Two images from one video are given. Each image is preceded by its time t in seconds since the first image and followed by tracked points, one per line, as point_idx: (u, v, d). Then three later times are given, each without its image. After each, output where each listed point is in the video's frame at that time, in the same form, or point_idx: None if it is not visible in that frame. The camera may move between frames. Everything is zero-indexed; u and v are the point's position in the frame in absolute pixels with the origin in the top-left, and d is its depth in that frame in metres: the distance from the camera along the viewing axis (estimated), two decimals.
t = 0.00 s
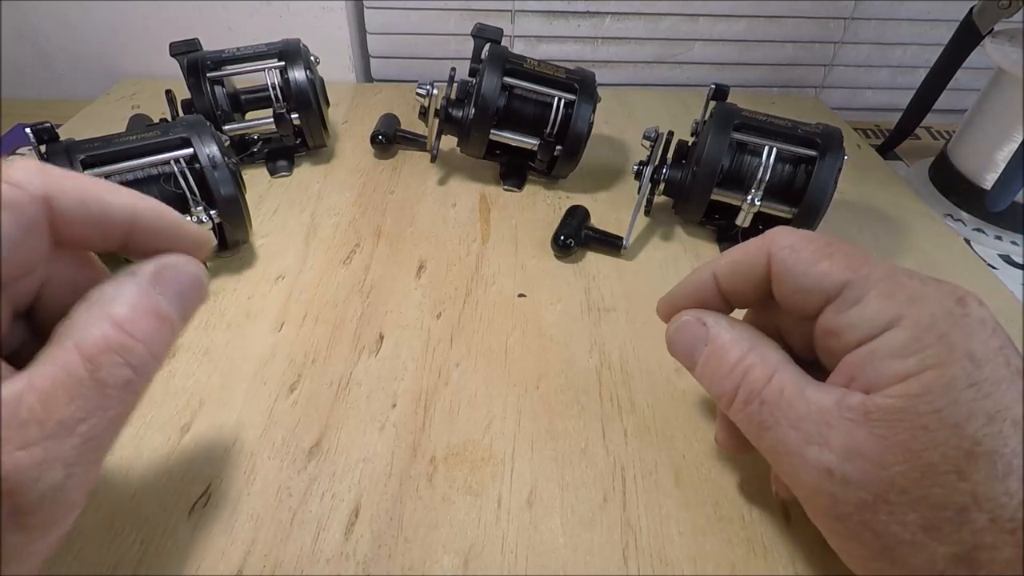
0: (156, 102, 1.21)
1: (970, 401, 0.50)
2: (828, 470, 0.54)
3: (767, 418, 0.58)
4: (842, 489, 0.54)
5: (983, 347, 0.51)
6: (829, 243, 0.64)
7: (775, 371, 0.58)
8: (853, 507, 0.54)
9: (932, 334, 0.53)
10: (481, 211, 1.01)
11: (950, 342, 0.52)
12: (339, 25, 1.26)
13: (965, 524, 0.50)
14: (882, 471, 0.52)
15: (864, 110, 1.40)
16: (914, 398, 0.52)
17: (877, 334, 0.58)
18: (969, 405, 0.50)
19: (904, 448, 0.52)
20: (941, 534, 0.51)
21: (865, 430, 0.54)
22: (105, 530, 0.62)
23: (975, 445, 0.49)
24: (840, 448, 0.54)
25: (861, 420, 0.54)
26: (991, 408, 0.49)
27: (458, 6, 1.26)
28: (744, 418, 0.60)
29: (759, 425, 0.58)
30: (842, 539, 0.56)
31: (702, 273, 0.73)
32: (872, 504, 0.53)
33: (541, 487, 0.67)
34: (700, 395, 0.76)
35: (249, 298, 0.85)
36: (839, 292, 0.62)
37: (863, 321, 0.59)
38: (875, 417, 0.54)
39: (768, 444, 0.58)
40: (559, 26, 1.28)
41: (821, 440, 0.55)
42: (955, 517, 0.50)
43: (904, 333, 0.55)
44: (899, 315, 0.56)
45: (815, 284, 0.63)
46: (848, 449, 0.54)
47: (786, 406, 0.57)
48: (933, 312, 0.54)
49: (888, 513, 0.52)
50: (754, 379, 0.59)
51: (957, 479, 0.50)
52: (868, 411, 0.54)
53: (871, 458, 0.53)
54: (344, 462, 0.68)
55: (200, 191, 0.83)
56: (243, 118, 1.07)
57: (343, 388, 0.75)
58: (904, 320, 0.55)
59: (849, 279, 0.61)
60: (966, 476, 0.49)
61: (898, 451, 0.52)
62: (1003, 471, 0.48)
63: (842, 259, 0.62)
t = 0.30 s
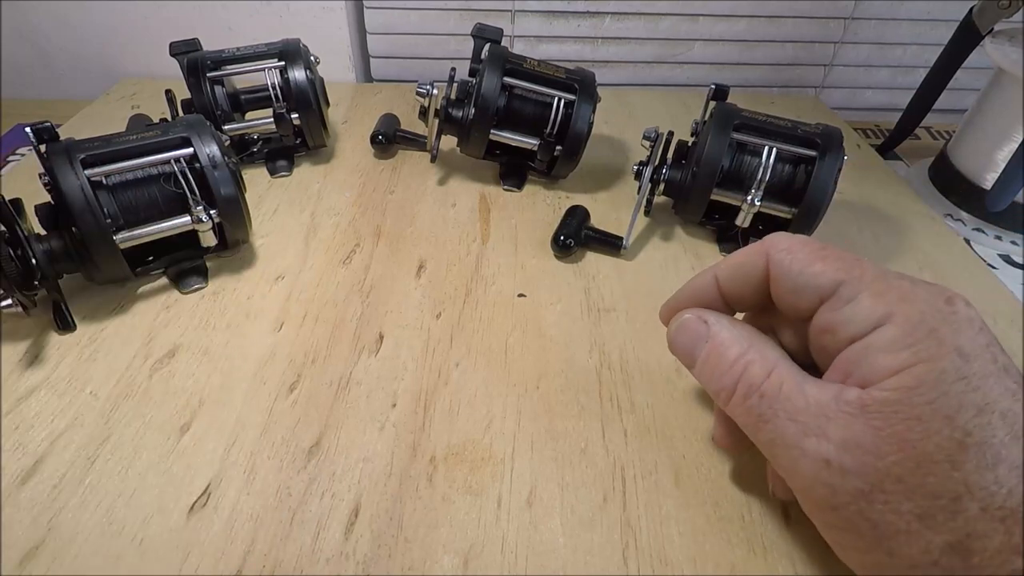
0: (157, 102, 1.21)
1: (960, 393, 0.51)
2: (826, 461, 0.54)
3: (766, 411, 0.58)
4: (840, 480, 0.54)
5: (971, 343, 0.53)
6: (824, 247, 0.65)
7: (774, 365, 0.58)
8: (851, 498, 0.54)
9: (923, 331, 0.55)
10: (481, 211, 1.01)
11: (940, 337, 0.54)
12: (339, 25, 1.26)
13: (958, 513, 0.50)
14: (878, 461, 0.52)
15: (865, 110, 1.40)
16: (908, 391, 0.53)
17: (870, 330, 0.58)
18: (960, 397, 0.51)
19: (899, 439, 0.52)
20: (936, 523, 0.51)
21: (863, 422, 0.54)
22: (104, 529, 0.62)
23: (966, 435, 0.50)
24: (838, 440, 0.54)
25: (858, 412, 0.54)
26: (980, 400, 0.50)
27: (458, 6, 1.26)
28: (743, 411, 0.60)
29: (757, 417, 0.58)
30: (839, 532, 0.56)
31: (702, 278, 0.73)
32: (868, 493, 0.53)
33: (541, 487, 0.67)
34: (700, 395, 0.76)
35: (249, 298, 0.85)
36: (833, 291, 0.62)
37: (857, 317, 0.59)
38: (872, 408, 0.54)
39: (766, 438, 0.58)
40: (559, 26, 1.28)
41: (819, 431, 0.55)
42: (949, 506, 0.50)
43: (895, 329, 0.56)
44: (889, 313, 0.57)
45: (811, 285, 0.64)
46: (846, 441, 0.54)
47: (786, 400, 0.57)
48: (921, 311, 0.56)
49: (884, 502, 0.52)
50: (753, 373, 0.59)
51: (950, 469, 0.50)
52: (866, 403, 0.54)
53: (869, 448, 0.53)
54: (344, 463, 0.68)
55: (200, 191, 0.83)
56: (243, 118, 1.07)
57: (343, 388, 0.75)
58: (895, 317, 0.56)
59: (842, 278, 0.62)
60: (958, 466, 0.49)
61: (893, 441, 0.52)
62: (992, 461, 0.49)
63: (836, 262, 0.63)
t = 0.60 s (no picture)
0: (157, 102, 1.21)
1: (958, 392, 0.50)
2: (825, 459, 0.54)
3: (765, 410, 0.58)
4: (839, 478, 0.54)
5: (968, 342, 0.53)
6: (822, 247, 0.65)
7: (773, 364, 0.58)
8: (850, 496, 0.54)
9: (919, 329, 0.54)
10: (481, 211, 1.01)
11: (938, 335, 0.53)
12: (339, 25, 1.26)
13: (956, 510, 0.50)
14: (877, 459, 0.52)
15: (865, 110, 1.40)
16: (907, 389, 0.53)
17: (867, 330, 0.58)
18: (957, 396, 0.50)
19: (898, 437, 0.52)
20: (934, 521, 0.51)
21: (861, 420, 0.54)
22: (105, 529, 0.62)
23: (964, 433, 0.49)
24: (836, 438, 0.54)
25: (857, 410, 0.54)
26: (977, 398, 0.49)
27: (458, 6, 1.26)
28: (742, 410, 0.60)
29: (756, 417, 0.58)
30: (838, 530, 0.56)
31: (701, 280, 0.73)
32: (867, 491, 0.53)
33: (541, 487, 0.67)
34: (700, 395, 0.76)
35: (249, 298, 0.85)
36: (831, 291, 0.62)
37: (855, 317, 0.59)
38: (870, 407, 0.54)
39: (765, 437, 0.58)
40: (559, 26, 1.28)
41: (818, 430, 0.55)
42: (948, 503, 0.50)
43: (893, 328, 0.56)
44: (886, 312, 0.57)
45: (809, 286, 0.64)
46: (845, 439, 0.54)
47: (785, 398, 0.57)
48: (919, 309, 0.56)
49: (883, 500, 0.52)
50: (753, 372, 0.59)
51: (948, 466, 0.50)
52: (864, 402, 0.54)
53: (867, 446, 0.53)
54: (344, 462, 0.68)
55: (200, 191, 0.83)
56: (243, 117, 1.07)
57: (343, 388, 0.75)
58: (892, 316, 0.56)
59: (840, 278, 0.62)
60: (957, 463, 0.49)
61: (892, 439, 0.52)
62: (989, 458, 0.48)
63: (833, 262, 0.63)
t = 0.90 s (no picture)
0: (157, 102, 1.21)
1: (953, 392, 0.51)
2: (822, 459, 0.54)
3: (763, 411, 0.58)
4: (836, 478, 0.54)
5: (963, 342, 0.54)
6: (818, 250, 0.66)
7: (771, 365, 0.58)
8: (847, 496, 0.54)
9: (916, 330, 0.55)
10: (481, 211, 1.01)
11: (932, 335, 0.54)
12: (339, 25, 1.26)
13: (954, 509, 0.50)
14: (874, 459, 0.52)
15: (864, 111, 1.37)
16: (902, 389, 0.53)
17: (864, 330, 0.58)
18: (953, 396, 0.51)
19: (894, 437, 0.52)
20: (931, 520, 0.51)
21: (858, 420, 0.54)
22: (105, 530, 0.62)
23: (960, 432, 0.50)
24: (833, 438, 0.54)
25: (853, 411, 0.54)
26: (972, 398, 0.50)
27: (458, 6, 1.26)
28: (740, 411, 0.60)
29: (754, 417, 0.58)
30: (835, 530, 0.56)
31: (699, 283, 0.73)
32: (864, 491, 0.53)
33: (541, 487, 0.67)
34: (699, 395, 0.76)
35: (249, 298, 0.85)
36: (828, 292, 0.63)
37: (851, 318, 0.60)
38: (866, 407, 0.54)
39: (763, 437, 0.58)
40: (559, 26, 1.28)
41: (815, 430, 0.55)
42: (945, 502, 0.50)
43: (889, 328, 0.56)
44: (882, 312, 0.58)
45: (805, 288, 0.64)
46: (842, 439, 0.54)
47: (782, 399, 0.57)
48: (915, 309, 0.57)
49: (880, 500, 0.52)
50: (750, 373, 0.59)
51: (944, 466, 0.50)
52: (860, 402, 0.54)
53: (864, 446, 0.53)
54: (344, 463, 0.68)
55: (205, 190, 0.83)
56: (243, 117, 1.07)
57: (343, 388, 0.75)
58: (888, 317, 0.57)
59: (836, 280, 0.62)
60: (953, 463, 0.50)
61: (887, 439, 0.52)
62: (985, 457, 0.49)
63: (830, 264, 0.64)
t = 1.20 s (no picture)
0: (157, 102, 1.21)
1: (951, 389, 0.52)
2: (821, 457, 0.54)
3: (762, 409, 0.58)
4: (835, 476, 0.54)
5: (959, 341, 0.54)
6: (816, 251, 0.66)
7: (770, 365, 0.58)
8: (846, 494, 0.54)
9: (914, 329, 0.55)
10: (481, 212, 1.01)
11: (929, 335, 0.55)
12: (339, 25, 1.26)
13: (952, 507, 0.50)
14: (873, 456, 0.53)
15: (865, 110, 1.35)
16: (900, 387, 0.53)
17: (861, 330, 0.58)
18: (950, 393, 0.52)
19: (892, 434, 0.53)
20: (930, 518, 0.51)
21: (856, 418, 0.54)
22: (105, 530, 0.62)
23: (958, 430, 0.51)
24: (832, 436, 0.54)
25: (852, 409, 0.54)
26: (970, 395, 0.51)
27: (458, 6, 1.26)
28: (739, 410, 0.60)
29: (753, 416, 0.58)
30: (834, 529, 0.56)
31: (698, 284, 0.73)
32: (862, 489, 0.53)
33: (541, 487, 0.67)
34: (699, 395, 0.76)
35: (250, 298, 0.85)
36: (825, 292, 0.63)
37: (848, 318, 0.60)
38: (865, 405, 0.54)
39: (762, 436, 0.58)
40: (559, 26, 1.28)
41: (814, 427, 0.55)
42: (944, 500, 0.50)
43: (886, 327, 0.56)
44: (880, 312, 0.58)
45: (802, 288, 0.64)
46: (841, 437, 0.54)
47: (781, 398, 0.57)
48: (911, 309, 0.57)
49: (879, 497, 0.52)
50: (749, 372, 0.59)
51: (943, 463, 0.50)
52: (859, 401, 0.54)
53: (863, 444, 0.53)
54: (344, 463, 0.68)
55: (205, 190, 0.83)
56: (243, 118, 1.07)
57: (343, 389, 0.75)
58: (885, 316, 0.57)
59: (833, 280, 0.63)
60: (951, 461, 0.50)
61: (887, 437, 0.53)
62: (983, 455, 0.50)
63: (828, 263, 0.64)
